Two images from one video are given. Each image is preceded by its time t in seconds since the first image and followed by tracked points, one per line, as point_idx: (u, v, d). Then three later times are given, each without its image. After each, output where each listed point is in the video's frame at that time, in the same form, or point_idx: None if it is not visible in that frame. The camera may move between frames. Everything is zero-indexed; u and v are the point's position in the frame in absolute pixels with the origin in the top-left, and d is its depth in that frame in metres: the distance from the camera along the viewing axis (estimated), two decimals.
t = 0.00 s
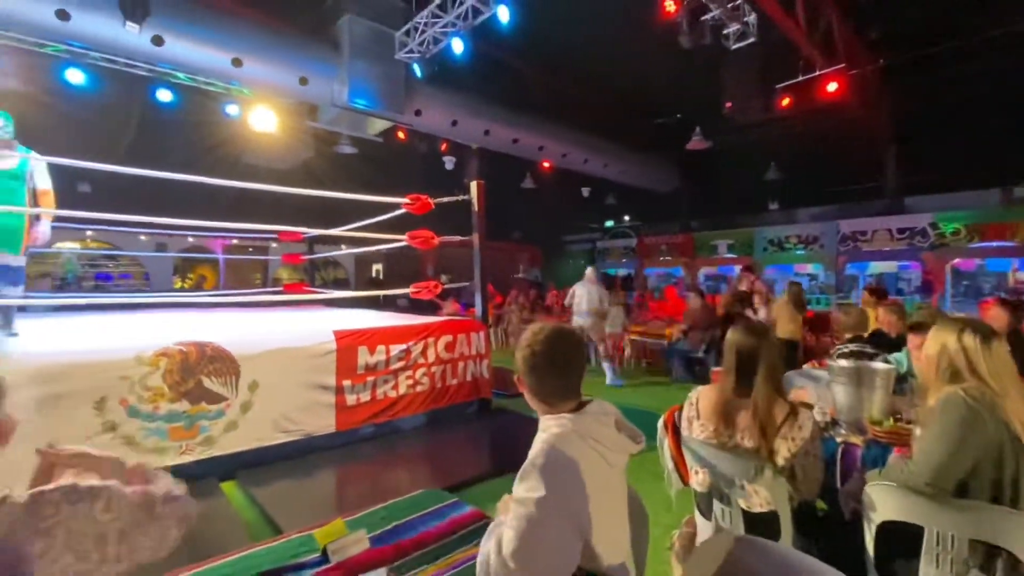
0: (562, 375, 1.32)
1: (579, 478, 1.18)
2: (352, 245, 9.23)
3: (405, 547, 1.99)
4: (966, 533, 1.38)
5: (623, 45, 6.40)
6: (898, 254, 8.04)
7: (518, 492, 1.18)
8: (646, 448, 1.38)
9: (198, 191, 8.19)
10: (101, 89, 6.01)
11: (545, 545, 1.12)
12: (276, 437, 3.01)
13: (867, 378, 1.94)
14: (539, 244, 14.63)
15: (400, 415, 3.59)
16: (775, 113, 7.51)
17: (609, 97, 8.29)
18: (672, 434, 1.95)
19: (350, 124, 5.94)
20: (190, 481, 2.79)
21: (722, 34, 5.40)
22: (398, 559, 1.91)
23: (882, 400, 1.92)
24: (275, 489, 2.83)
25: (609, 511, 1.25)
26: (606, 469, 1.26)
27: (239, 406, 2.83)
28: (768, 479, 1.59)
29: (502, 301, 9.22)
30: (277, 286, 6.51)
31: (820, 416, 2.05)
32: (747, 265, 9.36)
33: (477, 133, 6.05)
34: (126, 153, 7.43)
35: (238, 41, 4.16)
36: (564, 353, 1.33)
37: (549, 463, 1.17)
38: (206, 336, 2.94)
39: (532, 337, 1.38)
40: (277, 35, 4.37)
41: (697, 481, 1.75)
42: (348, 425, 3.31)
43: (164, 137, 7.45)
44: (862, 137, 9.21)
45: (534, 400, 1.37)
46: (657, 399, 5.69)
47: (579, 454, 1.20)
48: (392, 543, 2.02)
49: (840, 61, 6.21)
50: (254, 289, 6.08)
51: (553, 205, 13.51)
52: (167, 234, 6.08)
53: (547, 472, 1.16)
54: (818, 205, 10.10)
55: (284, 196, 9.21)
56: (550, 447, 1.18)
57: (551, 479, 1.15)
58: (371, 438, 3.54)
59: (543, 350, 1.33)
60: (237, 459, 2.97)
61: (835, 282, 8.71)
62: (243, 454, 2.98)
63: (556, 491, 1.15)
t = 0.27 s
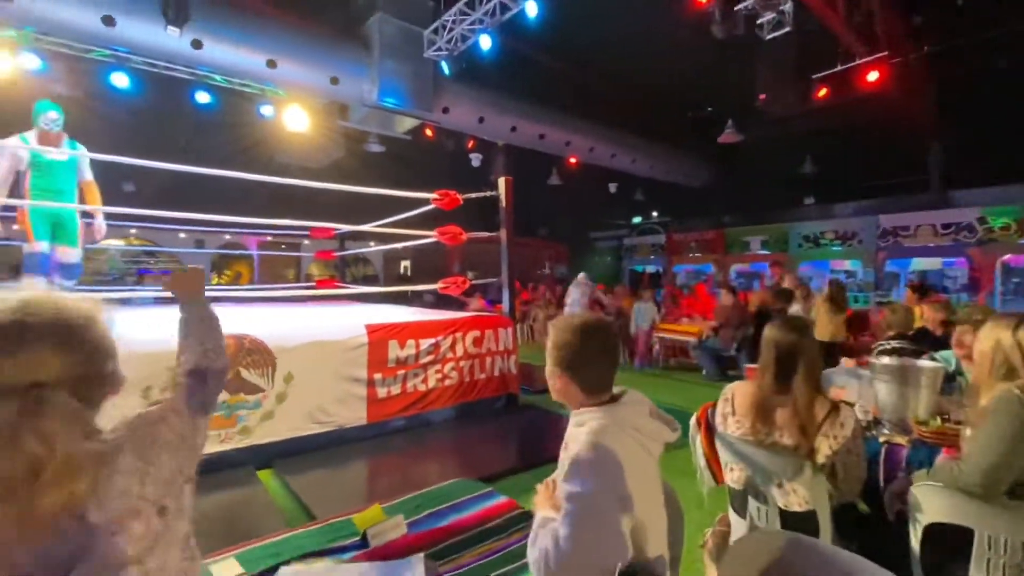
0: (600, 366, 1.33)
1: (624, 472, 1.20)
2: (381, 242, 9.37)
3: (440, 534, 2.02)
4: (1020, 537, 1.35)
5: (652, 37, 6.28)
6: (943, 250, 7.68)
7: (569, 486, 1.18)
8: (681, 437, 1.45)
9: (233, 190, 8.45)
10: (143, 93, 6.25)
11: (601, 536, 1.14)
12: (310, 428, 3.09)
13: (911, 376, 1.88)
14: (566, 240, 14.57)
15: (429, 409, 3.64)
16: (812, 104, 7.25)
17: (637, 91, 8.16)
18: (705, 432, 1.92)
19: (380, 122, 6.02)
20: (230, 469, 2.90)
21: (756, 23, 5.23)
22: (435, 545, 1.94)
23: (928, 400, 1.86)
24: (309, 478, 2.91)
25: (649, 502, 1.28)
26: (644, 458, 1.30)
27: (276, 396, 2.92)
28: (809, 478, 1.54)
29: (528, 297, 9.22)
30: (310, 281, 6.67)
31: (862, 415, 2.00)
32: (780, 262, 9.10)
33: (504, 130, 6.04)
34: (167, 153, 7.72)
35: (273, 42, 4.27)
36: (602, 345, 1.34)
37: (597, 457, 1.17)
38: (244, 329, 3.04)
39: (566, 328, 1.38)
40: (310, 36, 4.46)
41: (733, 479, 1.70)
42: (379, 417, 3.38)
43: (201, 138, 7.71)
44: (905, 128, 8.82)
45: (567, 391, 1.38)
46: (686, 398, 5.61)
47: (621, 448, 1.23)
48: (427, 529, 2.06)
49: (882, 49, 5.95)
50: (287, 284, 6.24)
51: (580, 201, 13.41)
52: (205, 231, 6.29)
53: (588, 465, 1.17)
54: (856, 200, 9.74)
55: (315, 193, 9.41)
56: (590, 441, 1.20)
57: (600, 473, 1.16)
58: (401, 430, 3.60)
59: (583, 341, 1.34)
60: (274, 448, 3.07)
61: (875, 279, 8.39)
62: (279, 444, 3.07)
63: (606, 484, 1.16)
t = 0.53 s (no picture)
0: (629, 360, 1.33)
1: (658, 463, 1.20)
2: (410, 240, 9.51)
3: (476, 522, 2.04)
4: None
5: (683, 30, 6.18)
6: (993, 247, 7.32)
7: (602, 480, 1.20)
8: (711, 424, 1.44)
9: (269, 190, 8.74)
10: (187, 98, 6.52)
11: (636, 529, 1.15)
12: (344, 421, 3.17)
13: (961, 376, 1.80)
14: (593, 238, 14.48)
15: (459, 404, 3.68)
16: (851, 96, 6.98)
17: (667, 86, 8.03)
18: (740, 431, 1.89)
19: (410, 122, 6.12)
20: (269, 458, 3.01)
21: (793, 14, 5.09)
22: (471, 533, 1.96)
23: (980, 400, 1.77)
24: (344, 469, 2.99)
25: (686, 494, 1.27)
26: (678, 449, 1.30)
27: (311, 389, 3.00)
28: (851, 478, 1.50)
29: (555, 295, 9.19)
30: (342, 279, 6.84)
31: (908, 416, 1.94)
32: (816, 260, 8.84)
33: (532, 128, 6.04)
34: (207, 154, 8.02)
35: (308, 45, 4.37)
36: (632, 338, 1.35)
37: (627, 449, 1.18)
38: (281, 323, 3.13)
39: (592, 321, 1.39)
40: (344, 39, 4.57)
41: (770, 478, 1.66)
42: (410, 411, 3.44)
43: (239, 139, 7.99)
44: (952, 119, 8.43)
45: (592, 386, 1.37)
46: (718, 397, 5.51)
47: (654, 439, 1.23)
48: (464, 517, 2.08)
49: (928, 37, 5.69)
50: (320, 281, 6.39)
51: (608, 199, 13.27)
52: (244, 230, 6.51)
53: (623, 454, 1.18)
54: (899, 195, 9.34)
55: (346, 193, 9.63)
56: (623, 431, 1.21)
57: (633, 465, 1.17)
58: (431, 425, 3.65)
59: (613, 333, 1.34)
60: (309, 440, 3.16)
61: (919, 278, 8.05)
62: (314, 435, 3.16)
63: (638, 476, 1.16)
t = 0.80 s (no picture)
0: (656, 361, 1.34)
1: (690, 462, 1.20)
2: (436, 242, 9.62)
3: (512, 520, 2.03)
4: None
5: (713, 27, 6.08)
6: None
7: (636, 481, 1.21)
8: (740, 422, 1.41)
9: (300, 194, 8.98)
10: (224, 106, 6.76)
11: (672, 529, 1.16)
12: (374, 419, 3.23)
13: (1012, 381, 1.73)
14: (619, 240, 14.35)
15: (486, 404, 3.71)
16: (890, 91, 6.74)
17: (696, 84, 7.92)
18: (774, 435, 1.86)
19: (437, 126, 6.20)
20: (302, 454, 3.09)
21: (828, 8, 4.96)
22: (508, 530, 1.94)
23: None
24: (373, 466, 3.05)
25: (720, 493, 1.26)
26: (709, 447, 1.29)
27: (343, 387, 3.08)
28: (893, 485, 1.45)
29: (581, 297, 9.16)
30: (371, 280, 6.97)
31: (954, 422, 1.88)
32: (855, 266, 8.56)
33: (558, 129, 6.04)
34: (242, 159, 8.29)
35: (340, 52, 4.49)
36: (660, 339, 1.35)
37: (659, 449, 1.20)
38: (314, 323, 3.22)
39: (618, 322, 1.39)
40: (374, 46, 4.67)
41: (806, 484, 1.63)
42: (438, 411, 3.48)
43: (272, 145, 8.24)
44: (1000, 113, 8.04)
45: (619, 386, 1.39)
46: (748, 401, 5.39)
47: (684, 437, 1.23)
48: (499, 515, 2.07)
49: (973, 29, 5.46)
50: (350, 283, 6.54)
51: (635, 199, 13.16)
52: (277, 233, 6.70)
53: (656, 455, 1.20)
54: (941, 193, 8.98)
55: (375, 196, 9.80)
56: (656, 433, 1.23)
57: (667, 464, 1.19)
58: (459, 425, 3.69)
59: (639, 335, 1.34)
60: (341, 437, 3.23)
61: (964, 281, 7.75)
62: (345, 433, 3.23)
63: (671, 475, 1.18)
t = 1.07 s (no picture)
0: (674, 354, 1.35)
1: (709, 455, 1.21)
2: (459, 245, 9.70)
3: (533, 509, 2.02)
4: None
5: (738, 25, 5.99)
6: None
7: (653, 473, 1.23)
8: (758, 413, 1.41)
9: (326, 198, 9.18)
10: (254, 112, 6.96)
11: (681, 523, 1.18)
12: (397, 417, 3.28)
13: None
14: (642, 242, 14.22)
15: (506, 404, 3.73)
16: (925, 88, 6.52)
17: (720, 84, 7.81)
18: (798, 437, 1.84)
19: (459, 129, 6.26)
20: (327, 451, 3.16)
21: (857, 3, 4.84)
22: (529, 519, 1.93)
23: None
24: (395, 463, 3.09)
25: (741, 487, 1.26)
26: (728, 439, 1.30)
27: (367, 385, 3.14)
28: (925, 486, 1.42)
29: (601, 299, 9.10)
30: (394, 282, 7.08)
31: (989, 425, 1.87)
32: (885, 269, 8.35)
33: (580, 131, 6.03)
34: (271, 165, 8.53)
35: (364, 59, 4.59)
36: (679, 333, 1.36)
37: (675, 442, 1.22)
38: (339, 322, 3.29)
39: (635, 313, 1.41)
40: (399, 51, 4.76)
41: (833, 485, 1.61)
42: (460, 410, 3.52)
43: (300, 150, 8.44)
44: None
45: (635, 378, 1.42)
46: (774, 406, 5.28)
47: (703, 430, 1.24)
48: (519, 505, 2.06)
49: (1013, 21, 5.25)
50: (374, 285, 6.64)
51: (658, 201, 13.02)
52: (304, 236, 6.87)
53: (672, 449, 1.22)
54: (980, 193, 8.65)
55: (399, 199, 9.95)
56: (676, 427, 1.24)
57: (676, 456, 1.21)
58: (480, 424, 3.72)
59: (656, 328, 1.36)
60: (364, 434, 3.29)
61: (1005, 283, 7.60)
62: (369, 430, 3.29)
63: (687, 468, 1.20)
